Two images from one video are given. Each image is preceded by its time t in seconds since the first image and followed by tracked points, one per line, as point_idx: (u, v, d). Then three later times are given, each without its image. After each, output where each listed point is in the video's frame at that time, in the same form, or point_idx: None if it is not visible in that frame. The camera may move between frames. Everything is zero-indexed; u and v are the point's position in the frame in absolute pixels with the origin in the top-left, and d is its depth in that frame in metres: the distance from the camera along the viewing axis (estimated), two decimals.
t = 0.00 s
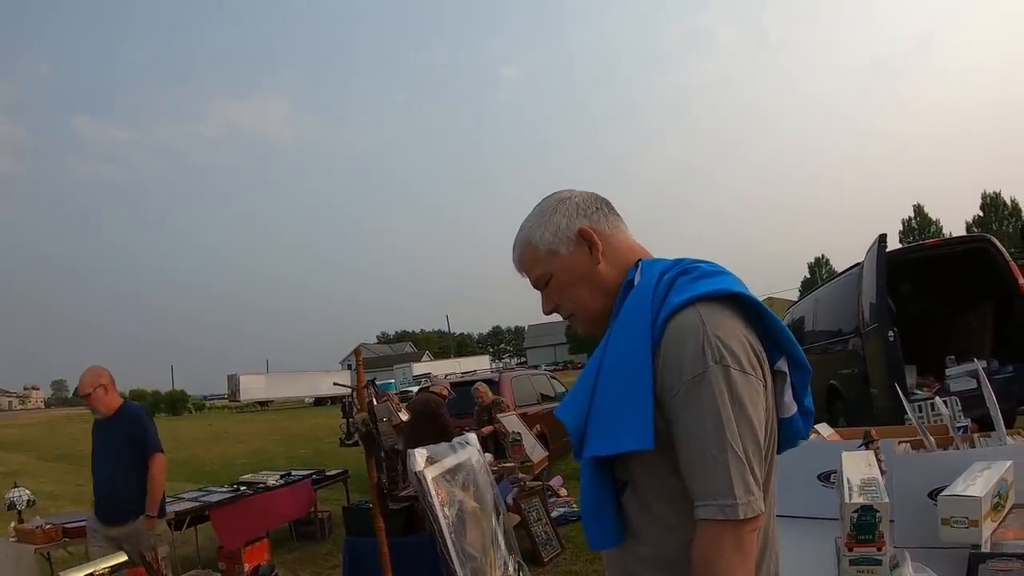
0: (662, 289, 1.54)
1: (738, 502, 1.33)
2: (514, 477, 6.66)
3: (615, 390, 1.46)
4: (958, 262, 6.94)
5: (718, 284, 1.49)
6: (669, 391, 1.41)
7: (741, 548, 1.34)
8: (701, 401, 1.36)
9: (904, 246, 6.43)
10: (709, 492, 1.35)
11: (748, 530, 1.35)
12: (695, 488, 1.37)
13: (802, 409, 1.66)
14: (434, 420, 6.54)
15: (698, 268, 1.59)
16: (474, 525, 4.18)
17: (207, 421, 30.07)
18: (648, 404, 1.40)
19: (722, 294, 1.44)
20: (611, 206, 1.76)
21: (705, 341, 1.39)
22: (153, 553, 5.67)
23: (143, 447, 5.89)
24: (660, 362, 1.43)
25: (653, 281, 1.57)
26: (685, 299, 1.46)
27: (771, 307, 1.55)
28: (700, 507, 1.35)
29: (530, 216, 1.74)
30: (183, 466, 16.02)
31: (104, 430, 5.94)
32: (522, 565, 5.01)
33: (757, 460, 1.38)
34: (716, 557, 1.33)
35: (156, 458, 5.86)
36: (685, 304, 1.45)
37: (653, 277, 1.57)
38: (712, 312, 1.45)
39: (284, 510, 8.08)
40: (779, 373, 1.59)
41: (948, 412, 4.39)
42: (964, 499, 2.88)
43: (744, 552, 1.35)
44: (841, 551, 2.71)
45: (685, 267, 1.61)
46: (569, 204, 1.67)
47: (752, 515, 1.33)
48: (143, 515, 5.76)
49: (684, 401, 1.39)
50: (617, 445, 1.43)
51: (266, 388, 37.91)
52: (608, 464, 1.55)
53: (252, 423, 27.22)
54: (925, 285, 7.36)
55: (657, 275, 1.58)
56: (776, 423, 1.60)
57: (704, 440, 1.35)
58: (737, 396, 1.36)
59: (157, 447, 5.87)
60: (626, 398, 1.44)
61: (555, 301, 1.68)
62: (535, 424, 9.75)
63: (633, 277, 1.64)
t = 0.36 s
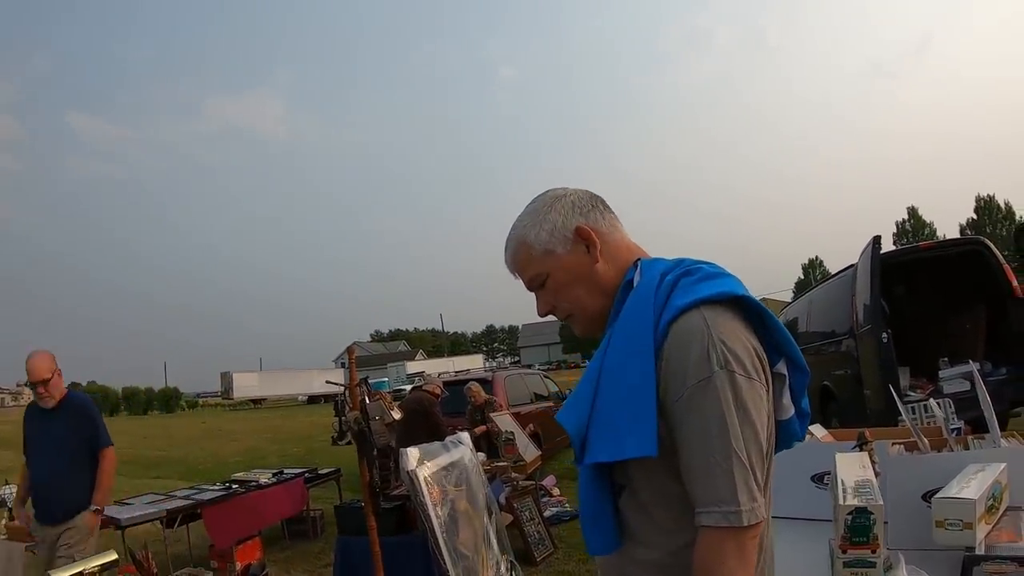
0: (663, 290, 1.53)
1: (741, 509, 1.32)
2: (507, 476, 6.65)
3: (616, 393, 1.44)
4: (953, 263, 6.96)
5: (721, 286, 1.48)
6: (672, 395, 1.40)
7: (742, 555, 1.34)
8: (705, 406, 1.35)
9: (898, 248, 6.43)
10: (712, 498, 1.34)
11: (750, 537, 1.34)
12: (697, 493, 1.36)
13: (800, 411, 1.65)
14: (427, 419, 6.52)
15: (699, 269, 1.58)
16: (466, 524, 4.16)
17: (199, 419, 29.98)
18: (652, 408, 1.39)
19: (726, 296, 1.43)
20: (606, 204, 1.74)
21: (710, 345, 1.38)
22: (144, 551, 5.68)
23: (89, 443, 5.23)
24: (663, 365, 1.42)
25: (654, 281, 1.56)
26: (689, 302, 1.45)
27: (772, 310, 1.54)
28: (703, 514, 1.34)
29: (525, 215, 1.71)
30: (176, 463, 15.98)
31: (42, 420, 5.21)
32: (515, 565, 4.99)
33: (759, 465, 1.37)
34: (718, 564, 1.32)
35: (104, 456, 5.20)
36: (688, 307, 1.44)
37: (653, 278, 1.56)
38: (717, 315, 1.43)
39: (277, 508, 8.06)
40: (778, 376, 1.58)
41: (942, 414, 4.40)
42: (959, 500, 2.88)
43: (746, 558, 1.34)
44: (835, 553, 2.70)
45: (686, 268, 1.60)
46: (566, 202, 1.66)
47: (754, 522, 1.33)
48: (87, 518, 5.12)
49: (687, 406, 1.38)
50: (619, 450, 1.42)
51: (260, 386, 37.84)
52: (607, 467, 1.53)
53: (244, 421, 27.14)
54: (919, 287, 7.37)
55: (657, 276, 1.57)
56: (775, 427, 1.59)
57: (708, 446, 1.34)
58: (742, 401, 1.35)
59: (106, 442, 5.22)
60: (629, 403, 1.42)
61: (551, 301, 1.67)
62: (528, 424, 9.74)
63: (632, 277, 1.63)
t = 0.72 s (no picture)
0: (657, 292, 1.52)
1: (737, 512, 1.32)
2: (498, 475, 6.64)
3: (611, 396, 1.44)
4: (944, 265, 7.00)
5: (715, 288, 1.47)
6: (668, 398, 1.39)
7: (737, 559, 1.33)
8: (701, 409, 1.34)
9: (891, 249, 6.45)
10: (707, 502, 1.33)
11: (745, 540, 1.33)
12: (692, 497, 1.35)
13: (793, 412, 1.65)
14: (418, 418, 6.49)
15: (693, 270, 1.57)
16: (458, 524, 4.14)
17: (190, 418, 29.87)
18: (647, 412, 1.38)
19: (720, 298, 1.43)
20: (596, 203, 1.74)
21: (705, 348, 1.37)
22: (133, 549, 5.67)
23: (41, 454, 4.63)
24: (658, 368, 1.41)
25: (647, 282, 1.55)
26: (684, 303, 1.44)
27: (766, 311, 1.54)
28: (698, 517, 1.33)
29: (515, 215, 1.70)
30: (166, 461, 15.90)
31: None
32: (506, 564, 4.97)
33: (754, 467, 1.37)
34: (714, 567, 1.32)
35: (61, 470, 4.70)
36: (683, 309, 1.43)
37: (647, 279, 1.55)
38: (712, 317, 1.43)
39: (268, 507, 8.03)
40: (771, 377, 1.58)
41: (933, 414, 4.42)
42: (950, 501, 2.89)
43: (741, 562, 1.34)
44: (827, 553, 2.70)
45: (680, 268, 1.59)
46: (556, 202, 1.65)
47: (749, 525, 1.32)
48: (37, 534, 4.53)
49: (683, 409, 1.37)
50: (614, 454, 1.41)
51: (251, 384, 37.72)
52: (602, 470, 1.52)
53: (235, 419, 27.13)
54: (911, 289, 7.41)
55: (650, 277, 1.56)
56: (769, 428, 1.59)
57: (704, 449, 1.33)
58: (738, 404, 1.35)
59: (62, 454, 4.69)
60: (624, 405, 1.41)
61: (542, 303, 1.66)
62: (519, 423, 9.73)
63: (625, 277, 1.63)
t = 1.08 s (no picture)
0: (647, 295, 1.52)
1: (729, 515, 1.31)
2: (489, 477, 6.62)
3: (600, 399, 1.43)
4: (934, 269, 7.03)
5: (705, 290, 1.47)
6: (658, 401, 1.39)
7: (728, 561, 1.32)
8: (691, 411, 1.34)
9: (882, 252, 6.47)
10: (698, 504, 1.32)
11: (736, 542, 1.33)
12: (682, 499, 1.35)
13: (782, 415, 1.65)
14: (409, 419, 6.47)
15: (682, 273, 1.57)
16: (448, 526, 4.13)
17: (181, 418, 29.74)
18: (638, 415, 1.37)
19: (711, 300, 1.43)
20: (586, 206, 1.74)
21: (696, 349, 1.37)
22: (123, 551, 5.66)
23: None
24: (648, 371, 1.40)
25: (637, 285, 1.54)
26: (674, 306, 1.43)
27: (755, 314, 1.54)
28: (689, 520, 1.33)
29: (505, 216, 1.69)
30: (156, 462, 15.83)
31: None
32: (497, 566, 4.96)
33: (745, 470, 1.36)
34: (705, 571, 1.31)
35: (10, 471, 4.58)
36: (673, 311, 1.42)
37: (637, 282, 1.55)
38: (701, 320, 1.43)
39: (258, 508, 8.00)
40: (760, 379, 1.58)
41: (923, 417, 4.43)
42: (939, 503, 2.90)
43: (732, 564, 1.33)
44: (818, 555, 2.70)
45: (670, 271, 1.59)
46: (547, 204, 1.64)
47: (741, 527, 1.32)
48: None
49: (673, 412, 1.36)
50: (604, 457, 1.40)
51: (242, 385, 37.58)
52: (592, 474, 1.51)
53: (226, 420, 27.01)
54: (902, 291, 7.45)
55: (640, 279, 1.56)
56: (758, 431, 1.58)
57: (695, 451, 1.32)
58: (729, 406, 1.34)
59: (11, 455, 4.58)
60: (613, 408, 1.40)
61: (531, 305, 1.64)
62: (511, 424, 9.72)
63: (615, 280, 1.62)
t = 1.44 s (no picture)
0: (655, 290, 1.52)
1: (734, 504, 1.31)
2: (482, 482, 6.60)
3: (610, 389, 1.42)
4: (928, 274, 7.05)
5: (714, 287, 1.48)
6: (667, 392, 1.38)
7: (731, 551, 1.32)
8: (700, 400, 1.34)
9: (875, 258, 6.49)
10: (703, 493, 1.32)
11: (738, 533, 1.33)
12: (687, 489, 1.34)
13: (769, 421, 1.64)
14: (402, 423, 6.45)
15: (687, 271, 1.59)
16: (441, 532, 4.11)
17: (172, 422, 29.58)
18: (649, 404, 1.36)
19: (720, 295, 1.44)
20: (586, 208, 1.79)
21: (706, 340, 1.37)
22: (114, 555, 5.62)
23: None
24: (660, 361, 1.40)
25: (644, 281, 1.55)
26: (684, 299, 1.44)
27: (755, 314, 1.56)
28: (694, 510, 1.32)
29: (527, 189, 1.63)
30: (147, 466, 15.74)
31: None
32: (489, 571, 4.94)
33: (748, 461, 1.37)
34: (709, 561, 1.30)
35: None
36: (683, 304, 1.43)
37: (645, 279, 1.56)
38: (710, 313, 1.44)
39: (250, 513, 7.95)
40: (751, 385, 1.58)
41: (917, 422, 4.44)
42: (934, 509, 2.90)
43: (733, 555, 1.33)
44: (813, 560, 2.70)
45: (675, 270, 1.60)
46: (571, 188, 1.66)
47: (745, 518, 1.32)
48: None
49: (682, 401, 1.36)
50: (612, 447, 1.39)
51: (235, 389, 37.47)
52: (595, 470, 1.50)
53: (218, 424, 26.88)
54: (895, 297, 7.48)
55: (648, 277, 1.57)
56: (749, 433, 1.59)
57: (702, 441, 1.32)
58: (735, 397, 1.35)
59: None
60: (623, 397, 1.39)
61: (554, 278, 1.57)
62: (504, 429, 9.71)
63: (620, 279, 1.63)
